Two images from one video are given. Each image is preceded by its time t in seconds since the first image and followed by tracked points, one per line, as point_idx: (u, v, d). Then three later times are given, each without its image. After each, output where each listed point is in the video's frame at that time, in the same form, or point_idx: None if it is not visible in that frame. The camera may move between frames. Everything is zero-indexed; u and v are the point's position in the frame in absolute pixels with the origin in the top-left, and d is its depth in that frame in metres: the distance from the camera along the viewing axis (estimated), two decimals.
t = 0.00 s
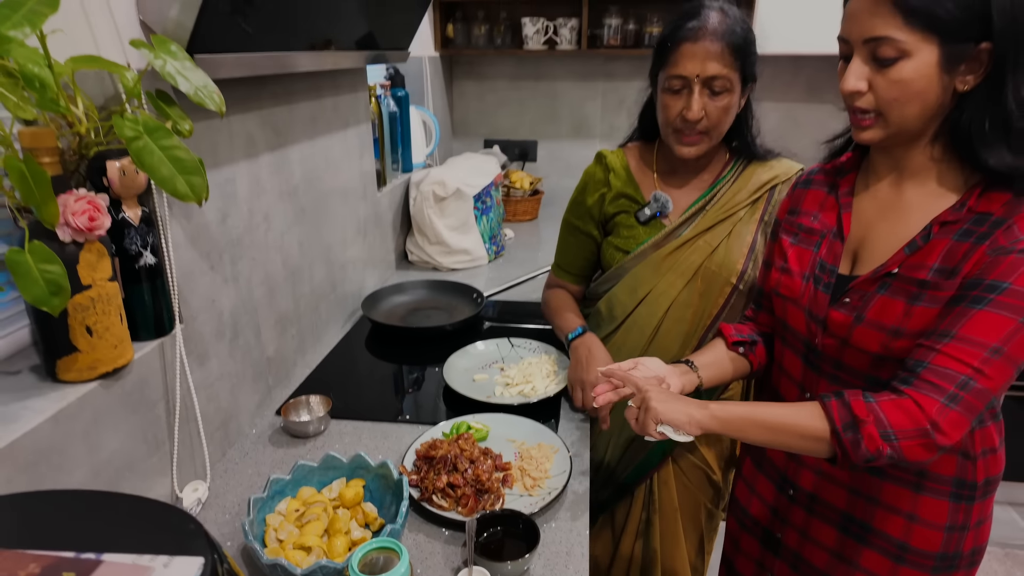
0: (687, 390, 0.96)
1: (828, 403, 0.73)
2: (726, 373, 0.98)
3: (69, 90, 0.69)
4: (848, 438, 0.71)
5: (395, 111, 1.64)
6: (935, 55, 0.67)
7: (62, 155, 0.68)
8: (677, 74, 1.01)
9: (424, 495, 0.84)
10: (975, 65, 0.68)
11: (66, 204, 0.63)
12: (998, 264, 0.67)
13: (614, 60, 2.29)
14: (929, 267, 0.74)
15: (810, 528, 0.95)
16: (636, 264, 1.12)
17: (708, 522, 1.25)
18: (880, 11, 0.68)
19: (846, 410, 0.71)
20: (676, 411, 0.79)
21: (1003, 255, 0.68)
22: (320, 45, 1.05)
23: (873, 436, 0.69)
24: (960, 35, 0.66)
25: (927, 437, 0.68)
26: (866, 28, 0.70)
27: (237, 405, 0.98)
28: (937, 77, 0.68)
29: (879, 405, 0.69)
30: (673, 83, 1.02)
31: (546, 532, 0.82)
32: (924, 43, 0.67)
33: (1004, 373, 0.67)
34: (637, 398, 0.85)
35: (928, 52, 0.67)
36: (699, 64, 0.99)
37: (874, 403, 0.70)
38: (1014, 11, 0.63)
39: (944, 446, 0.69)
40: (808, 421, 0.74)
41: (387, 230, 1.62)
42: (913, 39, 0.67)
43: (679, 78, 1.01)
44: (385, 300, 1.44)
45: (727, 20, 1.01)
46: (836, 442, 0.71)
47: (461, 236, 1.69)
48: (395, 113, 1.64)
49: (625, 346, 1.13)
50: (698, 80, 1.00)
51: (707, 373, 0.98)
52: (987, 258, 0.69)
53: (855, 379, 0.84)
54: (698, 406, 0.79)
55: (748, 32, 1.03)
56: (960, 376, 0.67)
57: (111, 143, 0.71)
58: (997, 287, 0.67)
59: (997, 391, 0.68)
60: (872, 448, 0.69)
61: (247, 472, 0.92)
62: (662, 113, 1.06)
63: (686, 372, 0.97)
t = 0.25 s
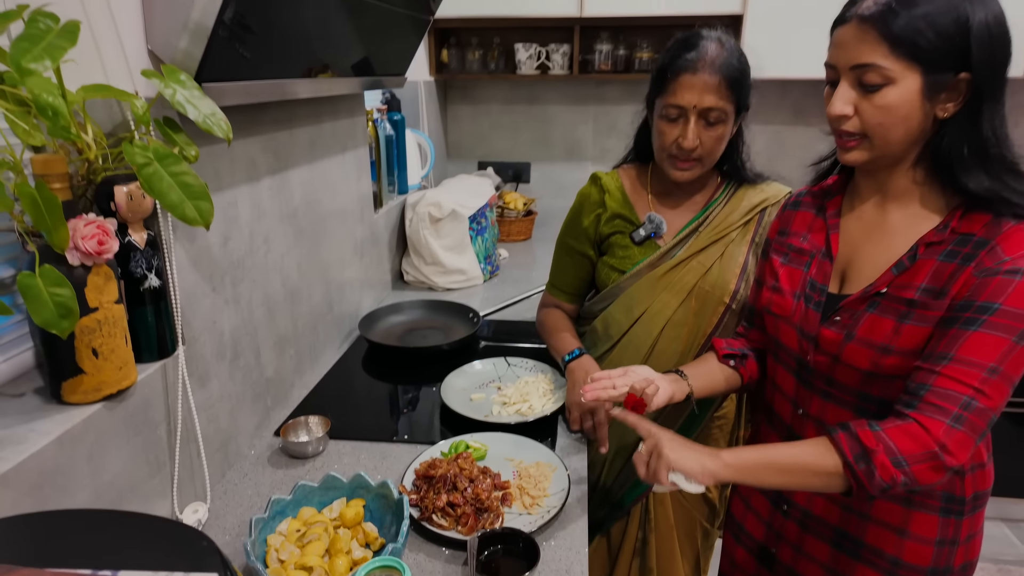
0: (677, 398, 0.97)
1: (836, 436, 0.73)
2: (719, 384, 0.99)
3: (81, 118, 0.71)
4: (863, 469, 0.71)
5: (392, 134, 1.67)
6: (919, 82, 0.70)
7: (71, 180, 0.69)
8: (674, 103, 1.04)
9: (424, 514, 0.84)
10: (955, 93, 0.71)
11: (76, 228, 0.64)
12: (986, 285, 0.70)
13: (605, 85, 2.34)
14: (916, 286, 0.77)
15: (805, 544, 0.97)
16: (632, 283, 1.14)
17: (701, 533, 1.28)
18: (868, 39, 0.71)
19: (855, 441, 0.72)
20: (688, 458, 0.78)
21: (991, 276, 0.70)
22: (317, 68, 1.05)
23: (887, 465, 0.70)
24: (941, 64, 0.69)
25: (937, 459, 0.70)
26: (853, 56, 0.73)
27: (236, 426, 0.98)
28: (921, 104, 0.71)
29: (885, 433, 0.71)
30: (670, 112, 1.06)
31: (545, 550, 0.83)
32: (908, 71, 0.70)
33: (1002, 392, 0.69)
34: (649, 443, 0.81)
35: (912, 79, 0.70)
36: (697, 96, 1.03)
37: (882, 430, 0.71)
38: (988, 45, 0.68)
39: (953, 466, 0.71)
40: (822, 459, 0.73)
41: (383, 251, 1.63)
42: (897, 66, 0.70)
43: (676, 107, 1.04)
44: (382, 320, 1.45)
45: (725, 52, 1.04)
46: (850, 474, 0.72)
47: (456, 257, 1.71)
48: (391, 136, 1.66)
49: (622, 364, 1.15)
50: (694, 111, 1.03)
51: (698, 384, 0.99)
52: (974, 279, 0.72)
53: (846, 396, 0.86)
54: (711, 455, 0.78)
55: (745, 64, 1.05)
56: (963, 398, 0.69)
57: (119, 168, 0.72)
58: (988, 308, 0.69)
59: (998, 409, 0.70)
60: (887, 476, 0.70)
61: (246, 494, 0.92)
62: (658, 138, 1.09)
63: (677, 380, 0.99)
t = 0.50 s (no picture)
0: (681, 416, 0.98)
1: (817, 441, 0.75)
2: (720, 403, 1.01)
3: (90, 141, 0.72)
4: (842, 474, 0.72)
5: (387, 155, 1.69)
6: (900, 108, 0.74)
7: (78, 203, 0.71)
8: (674, 123, 1.07)
9: (424, 531, 0.85)
10: (934, 117, 0.74)
11: (84, 249, 0.65)
12: (964, 298, 0.73)
13: (596, 106, 2.39)
14: (901, 300, 0.80)
15: (801, 557, 0.98)
16: (625, 301, 1.16)
17: (696, 550, 1.29)
18: (851, 66, 0.74)
19: (836, 446, 0.73)
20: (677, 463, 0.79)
21: (970, 289, 0.73)
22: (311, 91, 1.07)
23: (866, 470, 0.71)
24: (921, 89, 0.73)
25: (912, 463, 0.72)
26: (838, 81, 0.76)
27: (234, 445, 0.99)
28: (903, 128, 0.75)
29: (864, 438, 0.72)
30: (670, 131, 1.08)
31: (544, 566, 0.83)
32: (890, 96, 0.73)
33: (976, 399, 0.72)
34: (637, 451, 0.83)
35: (894, 104, 0.73)
36: (697, 116, 1.06)
37: (860, 435, 0.72)
38: (963, 71, 0.72)
39: (928, 471, 0.73)
40: (804, 466, 0.75)
41: (379, 270, 1.65)
42: (880, 91, 0.73)
43: (676, 126, 1.07)
44: (378, 339, 1.46)
45: (725, 78, 1.08)
46: (831, 479, 0.73)
47: (451, 275, 1.73)
48: (386, 157, 1.69)
49: (617, 379, 1.17)
50: (693, 131, 1.06)
51: (699, 402, 1.01)
52: (953, 291, 0.75)
53: (837, 409, 0.88)
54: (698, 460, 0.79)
55: (744, 94, 1.09)
56: (938, 405, 0.71)
57: (125, 190, 0.74)
58: (966, 319, 0.72)
59: (970, 416, 0.73)
60: (865, 481, 0.72)
61: (245, 513, 0.92)
62: (654, 156, 1.12)
63: (679, 398, 1.00)
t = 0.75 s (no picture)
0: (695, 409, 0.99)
1: (891, 462, 0.75)
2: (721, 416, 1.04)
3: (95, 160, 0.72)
4: (911, 497, 0.74)
5: (383, 173, 1.71)
6: (906, 121, 0.77)
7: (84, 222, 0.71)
8: (665, 145, 1.10)
9: (423, 547, 0.86)
10: (928, 137, 0.79)
11: (91, 268, 0.66)
12: (966, 324, 0.74)
13: (587, 125, 2.43)
14: (890, 316, 0.82)
15: (797, 570, 0.99)
16: (620, 316, 1.19)
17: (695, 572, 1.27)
18: (865, 76, 0.77)
19: (911, 471, 0.74)
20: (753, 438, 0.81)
21: (968, 312, 0.75)
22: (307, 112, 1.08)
23: (934, 499, 0.73)
24: (924, 107, 0.77)
25: (976, 493, 0.73)
26: (849, 93, 0.78)
27: (233, 462, 0.99)
28: (903, 143, 0.78)
29: (937, 467, 0.73)
30: (660, 154, 1.11)
31: None
32: (897, 109, 0.77)
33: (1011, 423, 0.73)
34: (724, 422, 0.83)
35: (900, 118, 0.77)
36: (687, 139, 1.09)
37: (932, 463, 0.73)
38: (957, 95, 0.77)
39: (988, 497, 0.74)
40: (871, 475, 0.76)
41: (374, 288, 1.66)
42: (890, 104, 0.76)
43: (666, 149, 1.11)
44: (374, 356, 1.47)
45: (711, 99, 1.11)
46: (898, 500, 0.75)
47: (446, 292, 1.74)
48: (382, 175, 1.71)
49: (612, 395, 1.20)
50: (684, 153, 1.09)
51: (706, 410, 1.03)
52: (949, 313, 0.77)
53: (829, 423, 0.89)
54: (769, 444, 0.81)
55: (731, 113, 1.12)
56: (980, 436, 0.72)
57: (129, 210, 0.74)
58: (976, 346, 0.73)
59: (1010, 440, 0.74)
60: (930, 506, 0.74)
61: (243, 530, 0.92)
62: (648, 178, 1.15)
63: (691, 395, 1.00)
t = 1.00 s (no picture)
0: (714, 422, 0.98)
1: (977, 488, 0.78)
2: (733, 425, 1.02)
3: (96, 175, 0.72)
4: (1009, 513, 0.79)
5: (377, 189, 1.73)
6: (917, 136, 0.81)
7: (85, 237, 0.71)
8: (658, 163, 1.12)
9: (421, 561, 0.86)
10: (930, 153, 0.83)
11: (92, 282, 0.66)
12: (998, 337, 0.77)
13: (578, 142, 2.46)
14: (899, 326, 0.84)
15: None
16: (614, 328, 1.20)
17: None
18: (880, 91, 0.81)
19: (1000, 492, 0.78)
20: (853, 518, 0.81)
21: (995, 327, 0.77)
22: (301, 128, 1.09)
23: None
24: (931, 122, 0.81)
25: None
26: (867, 107, 0.81)
27: (228, 478, 0.99)
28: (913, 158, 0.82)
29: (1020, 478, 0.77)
30: (654, 170, 1.14)
31: None
32: (911, 125, 0.81)
33: None
34: (814, 497, 0.83)
35: (912, 133, 0.81)
36: (680, 158, 1.11)
37: (1014, 476, 0.78)
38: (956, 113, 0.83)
39: None
40: (963, 504, 0.79)
41: (368, 302, 1.67)
42: (904, 118, 0.80)
43: (659, 166, 1.13)
44: (368, 370, 1.47)
45: (704, 118, 1.13)
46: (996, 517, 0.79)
47: (440, 306, 1.75)
48: (376, 191, 1.72)
49: (607, 407, 1.21)
50: (677, 170, 1.12)
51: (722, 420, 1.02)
52: (972, 328, 0.79)
53: (837, 433, 0.91)
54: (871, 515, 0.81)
55: (722, 132, 1.15)
56: None
57: (128, 226, 0.75)
58: (1017, 357, 0.76)
59: None
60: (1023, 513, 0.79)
61: (239, 546, 0.92)
62: (642, 195, 1.17)
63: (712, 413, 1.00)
